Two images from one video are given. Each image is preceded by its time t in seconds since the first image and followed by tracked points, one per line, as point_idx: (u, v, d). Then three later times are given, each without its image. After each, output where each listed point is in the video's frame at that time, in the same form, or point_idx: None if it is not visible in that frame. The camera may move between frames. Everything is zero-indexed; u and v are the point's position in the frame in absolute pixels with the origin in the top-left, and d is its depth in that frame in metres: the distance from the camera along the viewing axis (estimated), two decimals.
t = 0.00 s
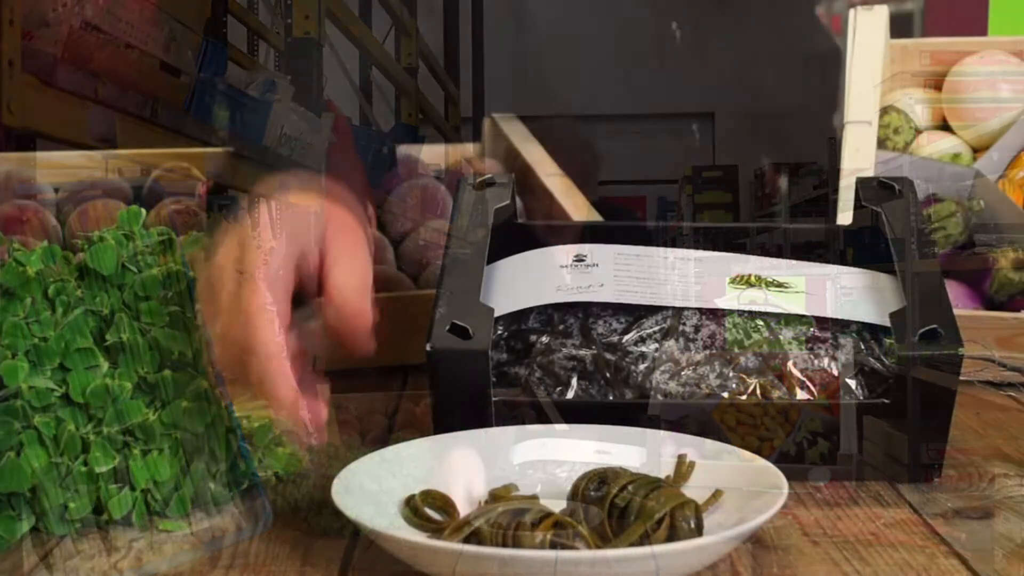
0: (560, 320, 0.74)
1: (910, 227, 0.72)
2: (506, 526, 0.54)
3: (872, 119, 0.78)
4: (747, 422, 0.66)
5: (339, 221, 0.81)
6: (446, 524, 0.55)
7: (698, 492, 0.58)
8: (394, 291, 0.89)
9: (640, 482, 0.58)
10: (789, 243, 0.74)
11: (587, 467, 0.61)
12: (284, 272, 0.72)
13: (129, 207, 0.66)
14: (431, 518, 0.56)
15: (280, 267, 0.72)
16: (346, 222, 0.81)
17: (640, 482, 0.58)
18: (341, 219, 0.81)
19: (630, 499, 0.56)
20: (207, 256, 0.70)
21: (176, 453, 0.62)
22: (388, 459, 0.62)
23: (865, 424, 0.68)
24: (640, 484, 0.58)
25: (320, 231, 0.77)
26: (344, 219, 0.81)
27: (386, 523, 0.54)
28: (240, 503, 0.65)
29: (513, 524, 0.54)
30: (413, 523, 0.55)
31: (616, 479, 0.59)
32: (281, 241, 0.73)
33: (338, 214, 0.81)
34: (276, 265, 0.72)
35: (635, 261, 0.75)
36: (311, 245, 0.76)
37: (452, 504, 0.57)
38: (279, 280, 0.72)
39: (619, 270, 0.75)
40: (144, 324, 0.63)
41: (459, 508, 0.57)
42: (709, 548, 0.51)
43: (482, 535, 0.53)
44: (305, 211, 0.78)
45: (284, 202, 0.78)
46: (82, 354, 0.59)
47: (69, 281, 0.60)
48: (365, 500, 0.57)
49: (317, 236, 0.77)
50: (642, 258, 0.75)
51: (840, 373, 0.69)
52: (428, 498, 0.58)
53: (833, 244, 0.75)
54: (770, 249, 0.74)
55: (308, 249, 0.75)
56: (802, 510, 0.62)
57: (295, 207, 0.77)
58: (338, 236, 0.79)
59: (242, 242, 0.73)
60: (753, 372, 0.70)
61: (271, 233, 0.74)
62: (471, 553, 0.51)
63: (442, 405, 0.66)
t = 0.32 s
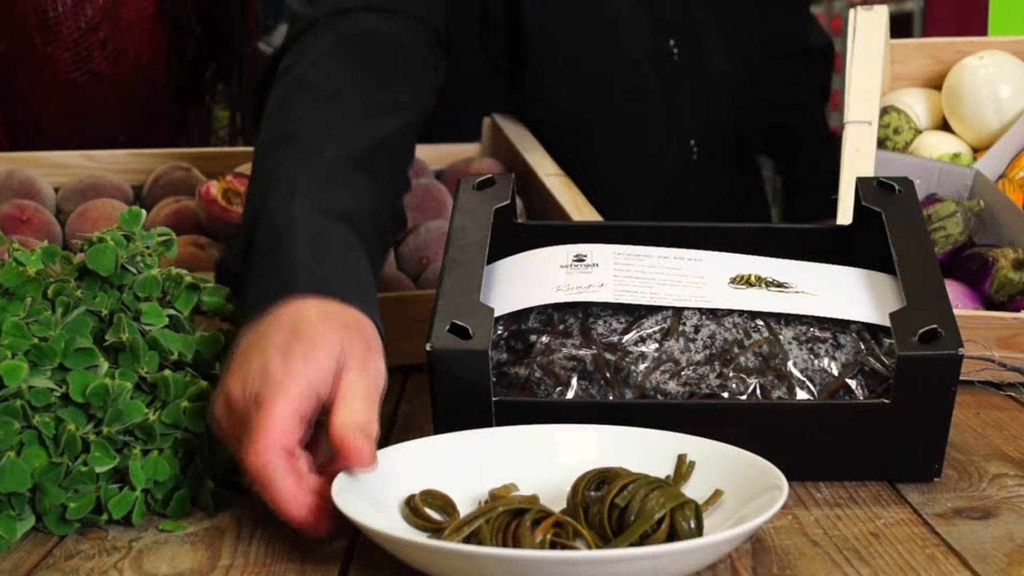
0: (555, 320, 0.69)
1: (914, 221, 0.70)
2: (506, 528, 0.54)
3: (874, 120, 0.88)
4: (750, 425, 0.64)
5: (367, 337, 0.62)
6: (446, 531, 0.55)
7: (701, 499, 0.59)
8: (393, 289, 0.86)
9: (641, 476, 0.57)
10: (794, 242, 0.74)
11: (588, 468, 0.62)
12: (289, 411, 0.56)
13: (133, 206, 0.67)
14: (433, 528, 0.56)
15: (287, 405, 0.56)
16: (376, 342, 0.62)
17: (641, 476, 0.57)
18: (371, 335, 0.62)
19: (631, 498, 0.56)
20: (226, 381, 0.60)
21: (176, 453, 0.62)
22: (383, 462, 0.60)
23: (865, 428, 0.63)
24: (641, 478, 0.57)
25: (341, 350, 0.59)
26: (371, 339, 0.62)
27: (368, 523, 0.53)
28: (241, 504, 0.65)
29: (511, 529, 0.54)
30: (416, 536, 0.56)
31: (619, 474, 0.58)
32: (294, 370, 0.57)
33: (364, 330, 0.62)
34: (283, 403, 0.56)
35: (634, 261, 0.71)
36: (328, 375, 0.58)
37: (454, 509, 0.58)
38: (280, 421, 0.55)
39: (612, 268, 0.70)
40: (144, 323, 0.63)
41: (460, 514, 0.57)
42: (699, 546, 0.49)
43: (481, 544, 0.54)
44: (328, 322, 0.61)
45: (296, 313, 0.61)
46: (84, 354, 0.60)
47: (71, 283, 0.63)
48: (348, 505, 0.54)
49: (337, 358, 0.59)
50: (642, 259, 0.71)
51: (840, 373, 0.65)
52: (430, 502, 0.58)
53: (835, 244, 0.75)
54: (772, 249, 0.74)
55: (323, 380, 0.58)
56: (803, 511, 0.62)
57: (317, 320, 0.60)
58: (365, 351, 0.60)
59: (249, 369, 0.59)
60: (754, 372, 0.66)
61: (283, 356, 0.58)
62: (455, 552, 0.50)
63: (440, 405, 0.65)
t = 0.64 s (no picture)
0: (555, 320, 0.69)
1: (914, 221, 0.70)
2: (505, 528, 0.54)
3: (874, 120, 0.88)
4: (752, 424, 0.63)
5: (374, 343, 0.63)
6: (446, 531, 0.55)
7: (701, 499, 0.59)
8: (392, 290, 0.86)
9: (642, 476, 0.57)
10: (795, 242, 0.74)
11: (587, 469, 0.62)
12: (309, 427, 0.56)
13: (132, 206, 0.68)
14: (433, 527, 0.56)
15: (308, 420, 0.56)
16: (384, 348, 0.63)
17: (643, 477, 0.57)
18: (378, 341, 0.63)
19: (632, 499, 0.56)
20: (244, 396, 0.60)
21: (176, 453, 0.62)
22: (385, 461, 0.60)
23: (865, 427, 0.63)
24: (642, 478, 0.57)
25: (351, 359, 0.60)
26: (378, 345, 0.63)
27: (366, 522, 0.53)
28: (242, 505, 0.64)
29: (511, 529, 0.54)
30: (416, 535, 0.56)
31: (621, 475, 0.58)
32: (307, 385, 0.57)
33: (371, 337, 0.63)
34: (301, 418, 0.56)
35: (633, 261, 0.71)
36: (341, 385, 0.59)
37: (454, 508, 0.57)
38: (302, 437, 0.56)
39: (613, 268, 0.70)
40: (144, 324, 0.63)
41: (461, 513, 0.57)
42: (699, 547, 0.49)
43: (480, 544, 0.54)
44: (336, 333, 0.61)
45: (303, 324, 0.62)
46: (84, 354, 0.60)
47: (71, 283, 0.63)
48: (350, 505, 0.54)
49: (348, 367, 0.60)
50: (642, 260, 0.71)
51: (840, 373, 0.65)
52: (431, 501, 0.58)
53: (839, 246, 0.74)
54: (772, 249, 0.74)
55: (337, 391, 0.58)
56: (803, 511, 0.62)
57: (325, 331, 0.61)
58: (373, 361, 0.61)
59: (265, 386, 0.59)
60: (754, 372, 0.66)
61: (293, 371, 0.59)
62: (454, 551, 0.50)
63: (442, 406, 0.65)
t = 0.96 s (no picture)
0: (555, 319, 0.68)
1: (915, 222, 0.70)
2: (513, 512, 0.53)
3: (874, 120, 0.88)
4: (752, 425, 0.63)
5: (379, 296, 0.63)
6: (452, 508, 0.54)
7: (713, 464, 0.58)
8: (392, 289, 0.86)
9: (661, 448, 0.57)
10: (793, 243, 0.74)
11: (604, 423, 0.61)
12: (319, 379, 0.55)
13: (130, 206, 0.68)
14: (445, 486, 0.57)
15: (317, 373, 0.55)
16: (390, 301, 0.63)
17: (661, 449, 0.56)
18: (383, 294, 0.63)
19: (648, 472, 0.55)
20: (252, 355, 0.60)
21: (176, 452, 0.62)
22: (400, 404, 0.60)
23: (866, 427, 0.62)
24: (662, 450, 0.56)
25: (356, 312, 0.60)
26: (383, 298, 0.63)
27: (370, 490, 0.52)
28: (241, 504, 0.64)
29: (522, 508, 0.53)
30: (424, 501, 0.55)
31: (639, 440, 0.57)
32: (315, 338, 0.57)
33: (376, 290, 0.63)
34: (313, 369, 0.55)
35: (632, 262, 0.71)
36: (348, 337, 0.58)
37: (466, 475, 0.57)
38: (313, 389, 0.55)
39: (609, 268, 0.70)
40: (144, 324, 0.63)
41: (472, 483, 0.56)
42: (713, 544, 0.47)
43: (487, 521, 0.52)
44: (341, 288, 0.61)
45: (305, 281, 0.62)
46: (84, 354, 0.60)
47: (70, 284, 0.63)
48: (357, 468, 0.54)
49: (354, 320, 0.59)
50: (641, 261, 0.71)
51: (840, 373, 0.64)
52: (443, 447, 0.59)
53: (839, 247, 0.74)
54: (771, 249, 0.74)
55: (346, 342, 0.58)
56: (803, 511, 0.62)
57: (328, 287, 0.61)
58: (379, 313, 0.61)
59: (273, 342, 0.59)
60: (754, 372, 0.65)
61: (300, 324, 0.58)
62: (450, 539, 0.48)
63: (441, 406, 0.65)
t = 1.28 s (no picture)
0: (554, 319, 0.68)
1: (917, 223, 0.68)
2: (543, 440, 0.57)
3: (875, 120, 0.88)
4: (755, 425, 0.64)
5: (385, 219, 0.63)
6: (481, 451, 0.57)
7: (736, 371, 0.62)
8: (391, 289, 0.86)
9: (681, 367, 0.61)
10: (793, 244, 0.74)
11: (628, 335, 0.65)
12: (339, 322, 0.55)
13: (131, 206, 0.67)
14: (473, 410, 0.61)
15: (336, 316, 0.55)
16: (394, 221, 0.64)
17: (683, 367, 0.61)
18: (388, 216, 0.64)
19: (670, 396, 0.60)
20: (261, 294, 0.60)
21: (176, 452, 0.62)
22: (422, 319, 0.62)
23: (866, 428, 0.62)
24: (683, 368, 0.61)
25: (366, 241, 0.60)
26: (388, 219, 0.63)
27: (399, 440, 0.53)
28: (242, 503, 0.64)
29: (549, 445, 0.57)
30: (456, 433, 0.59)
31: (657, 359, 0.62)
32: (328, 276, 0.56)
33: (381, 212, 0.64)
34: (331, 310, 0.55)
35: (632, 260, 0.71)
36: (361, 268, 0.58)
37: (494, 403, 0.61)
38: (336, 333, 0.54)
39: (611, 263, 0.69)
40: (144, 324, 0.63)
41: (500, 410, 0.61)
42: (745, 495, 0.50)
43: (518, 458, 0.56)
44: (349, 218, 0.61)
45: (311, 210, 0.62)
46: (84, 354, 0.60)
47: (71, 283, 0.63)
48: (380, 403, 0.55)
49: (366, 249, 0.59)
50: (641, 259, 0.71)
51: (840, 373, 0.64)
52: (464, 364, 0.62)
53: (841, 247, 0.74)
54: (771, 250, 0.74)
55: (359, 275, 0.58)
56: (802, 511, 0.62)
57: (334, 217, 0.61)
58: (390, 241, 0.61)
59: (283, 281, 0.58)
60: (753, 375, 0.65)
61: (310, 259, 0.58)
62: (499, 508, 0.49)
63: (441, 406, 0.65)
